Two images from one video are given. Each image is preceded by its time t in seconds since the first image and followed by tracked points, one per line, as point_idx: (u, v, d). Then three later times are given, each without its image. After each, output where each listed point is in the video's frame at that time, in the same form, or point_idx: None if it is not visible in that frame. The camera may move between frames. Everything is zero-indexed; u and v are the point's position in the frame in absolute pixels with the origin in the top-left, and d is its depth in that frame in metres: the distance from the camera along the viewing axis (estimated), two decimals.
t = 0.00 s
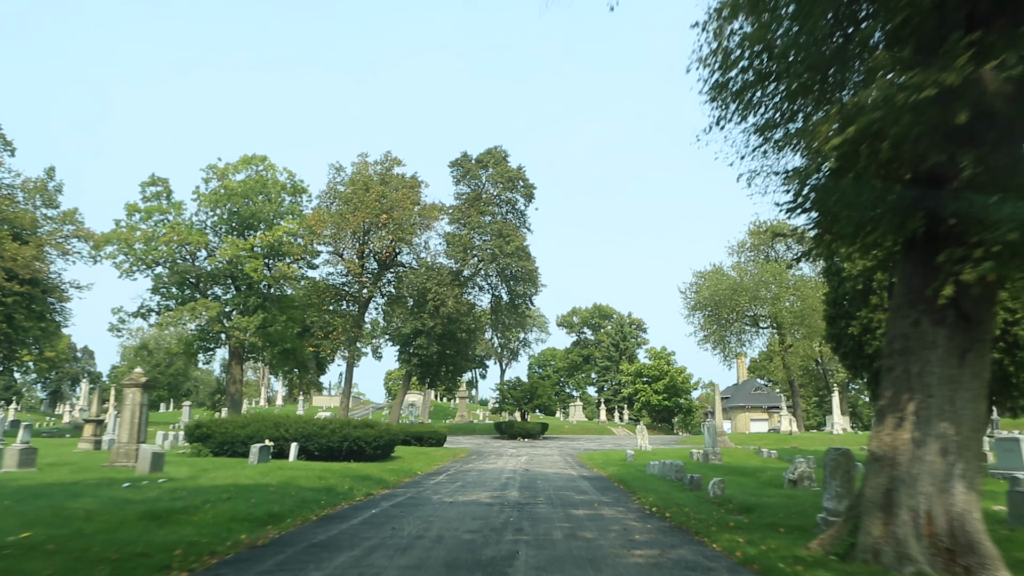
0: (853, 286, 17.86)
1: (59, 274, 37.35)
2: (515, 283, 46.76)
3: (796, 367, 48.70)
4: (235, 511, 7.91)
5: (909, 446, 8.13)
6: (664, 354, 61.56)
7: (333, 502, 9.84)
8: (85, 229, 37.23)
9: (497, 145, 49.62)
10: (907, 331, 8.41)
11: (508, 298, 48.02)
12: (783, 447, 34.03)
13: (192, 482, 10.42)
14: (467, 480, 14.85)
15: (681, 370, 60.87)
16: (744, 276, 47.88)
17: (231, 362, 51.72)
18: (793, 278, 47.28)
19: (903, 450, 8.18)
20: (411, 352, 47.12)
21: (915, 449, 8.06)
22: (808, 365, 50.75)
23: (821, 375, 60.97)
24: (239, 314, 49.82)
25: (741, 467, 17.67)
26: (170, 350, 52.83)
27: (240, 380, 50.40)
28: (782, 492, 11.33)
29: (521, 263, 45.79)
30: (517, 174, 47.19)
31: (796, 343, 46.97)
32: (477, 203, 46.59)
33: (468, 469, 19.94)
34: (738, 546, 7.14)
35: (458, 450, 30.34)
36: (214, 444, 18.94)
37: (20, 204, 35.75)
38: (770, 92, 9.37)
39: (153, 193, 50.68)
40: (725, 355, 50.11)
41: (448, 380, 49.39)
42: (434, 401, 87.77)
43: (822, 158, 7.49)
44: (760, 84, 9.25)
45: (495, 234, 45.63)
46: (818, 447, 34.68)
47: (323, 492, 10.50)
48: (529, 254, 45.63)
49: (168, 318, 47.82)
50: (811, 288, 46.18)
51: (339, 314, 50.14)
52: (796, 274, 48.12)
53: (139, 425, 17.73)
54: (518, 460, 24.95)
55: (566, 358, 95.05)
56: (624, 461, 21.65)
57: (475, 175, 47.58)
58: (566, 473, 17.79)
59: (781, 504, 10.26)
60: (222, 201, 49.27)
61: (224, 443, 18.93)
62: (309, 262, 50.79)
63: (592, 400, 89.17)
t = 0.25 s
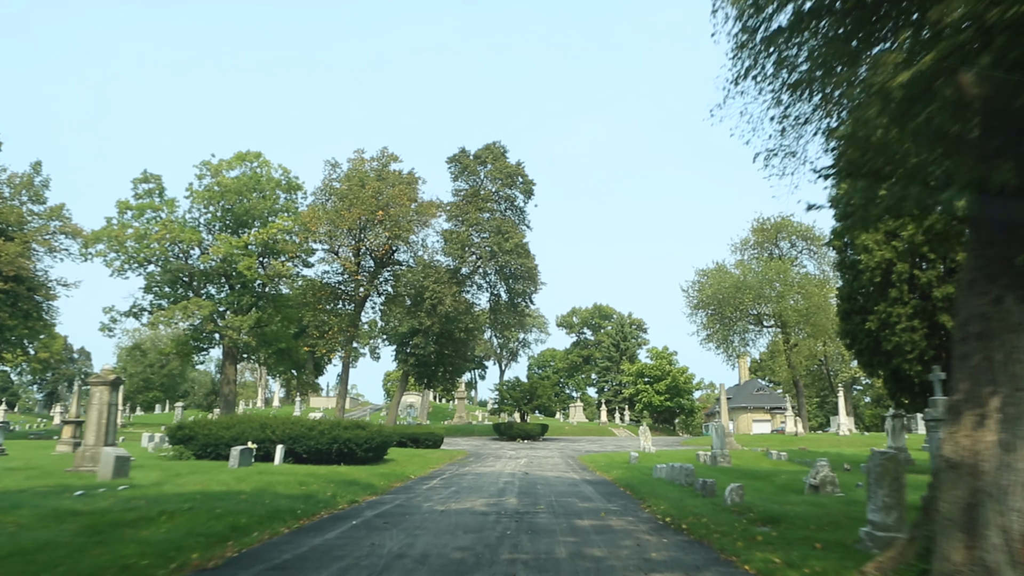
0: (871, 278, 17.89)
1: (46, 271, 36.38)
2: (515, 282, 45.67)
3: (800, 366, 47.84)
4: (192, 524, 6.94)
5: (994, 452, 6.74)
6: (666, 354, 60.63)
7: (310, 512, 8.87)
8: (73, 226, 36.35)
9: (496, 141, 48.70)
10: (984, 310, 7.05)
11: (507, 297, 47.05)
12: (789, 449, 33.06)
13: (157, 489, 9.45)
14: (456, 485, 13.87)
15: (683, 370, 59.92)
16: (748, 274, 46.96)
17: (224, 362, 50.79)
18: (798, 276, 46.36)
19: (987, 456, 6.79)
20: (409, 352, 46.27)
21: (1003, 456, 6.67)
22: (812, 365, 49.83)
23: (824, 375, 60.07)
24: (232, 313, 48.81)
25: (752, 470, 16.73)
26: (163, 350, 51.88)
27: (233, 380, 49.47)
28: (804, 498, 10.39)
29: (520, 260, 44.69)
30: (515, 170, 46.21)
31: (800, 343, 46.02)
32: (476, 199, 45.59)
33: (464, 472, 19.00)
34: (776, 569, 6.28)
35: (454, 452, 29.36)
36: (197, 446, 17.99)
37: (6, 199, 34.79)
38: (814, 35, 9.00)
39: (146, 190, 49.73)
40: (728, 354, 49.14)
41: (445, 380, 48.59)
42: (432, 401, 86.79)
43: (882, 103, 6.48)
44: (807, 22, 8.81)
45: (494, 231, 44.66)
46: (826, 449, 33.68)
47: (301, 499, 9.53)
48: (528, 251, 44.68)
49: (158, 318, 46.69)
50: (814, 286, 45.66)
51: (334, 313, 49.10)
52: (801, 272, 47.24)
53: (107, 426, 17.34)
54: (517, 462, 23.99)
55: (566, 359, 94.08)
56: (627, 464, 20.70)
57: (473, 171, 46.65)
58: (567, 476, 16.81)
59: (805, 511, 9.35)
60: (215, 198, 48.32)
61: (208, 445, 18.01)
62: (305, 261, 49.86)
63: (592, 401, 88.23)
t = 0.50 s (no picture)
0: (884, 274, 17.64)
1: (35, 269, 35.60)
2: (515, 280, 44.82)
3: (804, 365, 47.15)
4: (149, 537, 6.17)
5: None
6: (668, 354, 59.85)
7: (289, 520, 8.11)
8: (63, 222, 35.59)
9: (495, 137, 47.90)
10: None
11: (507, 296, 46.27)
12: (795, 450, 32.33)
13: (125, 496, 8.70)
14: (451, 490, 13.13)
15: (685, 370, 59.16)
16: (752, 272, 46.22)
17: (220, 361, 50.05)
18: (802, 274, 45.63)
19: None
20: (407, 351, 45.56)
21: None
22: (816, 365, 49.10)
23: (828, 375, 59.32)
24: (227, 312, 48.03)
25: (762, 473, 16.00)
26: (157, 350, 51.12)
27: (229, 380, 48.71)
28: (825, 505, 9.64)
29: (520, 258, 43.86)
30: (515, 166, 45.38)
31: (805, 342, 45.28)
32: (475, 196, 44.79)
33: (461, 474, 18.27)
34: None
35: (452, 453, 28.60)
36: (182, 448, 17.26)
37: None
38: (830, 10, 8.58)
39: (140, 187, 48.95)
40: (732, 354, 48.38)
41: (444, 380, 47.88)
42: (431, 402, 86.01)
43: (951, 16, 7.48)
44: None
45: (494, 228, 43.82)
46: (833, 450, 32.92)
47: (280, 505, 8.75)
48: (528, 248, 43.84)
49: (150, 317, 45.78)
50: (817, 285, 45.13)
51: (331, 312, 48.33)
52: (805, 271, 46.52)
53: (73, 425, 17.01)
54: (517, 464, 23.28)
55: (566, 359, 93.27)
56: (630, 466, 19.99)
57: (472, 167, 45.87)
58: (569, 479, 16.04)
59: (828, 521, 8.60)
60: (210, 195, 47.54)
61: (194, 446, 17.30)
62: (301, 259, 49.09)
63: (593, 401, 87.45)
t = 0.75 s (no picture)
0: (906, 264, 16.80)
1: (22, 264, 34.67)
2: (514, 277, 43.81)
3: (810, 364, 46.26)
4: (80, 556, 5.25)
5: None
6: (670, 352, 58.93)
7: (256, 532, 7.20)
8: (51, 216, 34.60)
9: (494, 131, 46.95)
10: None
11: (506, 293, 45.34)
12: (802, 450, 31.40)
13: (76, 506, 7.76)
14: (446, 494, 12.18)
15: (688, 369, 58.24)
16: (756, 269, 45.29)
17: (214, 360, 49.18)
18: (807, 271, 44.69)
19: None
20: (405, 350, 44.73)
21: None
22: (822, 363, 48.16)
23: (833, 374, 58.39)
24: (221, 310, 47.10)
25: (777, 476, 15.07)
26: (150, 348, 50.21)
27: (223, 379, 47.83)
28: (856, 512, 8.70)
29: (520, 254, 42.87)
30: (515, 161, 44.40)
31: (810, 340, 44.38)
32: (474, 190, 43.78)
33: (457, 475, 17.34)
34: None
35: (450, 454, 27.65)
36: (162, 449, 16.34)
37: None
38: None
39: (132, 182, 48.04)
40: (735, 352, 47.45)
41: (442, 380, 46.95)
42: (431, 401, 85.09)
43: None
44: None
45: (493, 224, 42.81)
46: (841, 450, 32.00)
47: (249, 513, 7.86)
48: (529, 244, 42.86)
49: (143, 314, 44.85)
50: (822, 282, 44.24)
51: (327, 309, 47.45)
52: (810, 267, 45.61)
53: (36, 425, 16.60)
54: (516, 465, 22.36)
55: (567, 358, 92.31)
56: (634, 468, 19.08)
57: (471, 162, 44.92)
58: (572, 482, 15.09)
59: (864, 532, 7.67)
60: (204, 190, 46.62)
61: (175, 448, 16.37)
62: (297, 256, 48.18)
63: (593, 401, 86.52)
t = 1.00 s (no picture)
0: (929, 254, 15.80)
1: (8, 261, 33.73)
2: (514, 274, 42.86)
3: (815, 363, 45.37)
4: None
5: None
6: (673, 352, 58.00)
7: (215, 549, 6.30)
8: (37, 212, 33.69)
9: (493, 126, 46.02)
10: None
11: (506, 292, 44.41)
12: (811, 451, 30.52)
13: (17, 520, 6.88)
14: (441, 500, 11.30)
15: (691, 369, 57.33)
16: (761, 266, 44.35)
17: (208, 360, 48.33)
18: (813, 268, 43.75)
19: None
20: (402, 349, 43.88)
21: None
22: (828, 362, 47.18)
23: (838, 373, 57.44)
24: (215, 309, 46.27)
25: (793, 479, 14.22)
26: (143, 348, 49.32)
27: (217, 380, 46.97)
28: (890, 523, 7.87)
29: (520, 251, 41.90)
30: (514, 156, 43.45)
31: (817, 339, 43.47)
32: (473, 185, 42.81)
33: (453, 479, 16.47)
34: None
35: (447, 456, 26.72)
36: (141, 451, 15.47)
37: None
38: None
39: (125, 179, 47.16)
40: (740, 351, 46.53)
41: (441, 380, 46.08)
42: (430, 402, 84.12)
43: None
44: None
45: (493, 220, 41.81)
46: (851, 451, 31.09)
47: (212, 525, 7.02)
48: (529, 241, 41.90)
49: (136, 313, 44.02)
50: (828, 279, 43.34)
51: (322, 308, 46.55)
52: (816, 265, 44.68)
53: None
54: (515, 467, 21.50)
55: (567, 359, 91.33)
56: (640, 470, 18.23)
57: (470, 157, 43.96)
58: (576, 487, 14.18)
59: (903, 547, 6.85)
60: (198, 187, 45.74)
61: (155, 450, 15.49)
62: (293, 254, 47.30)
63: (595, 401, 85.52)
